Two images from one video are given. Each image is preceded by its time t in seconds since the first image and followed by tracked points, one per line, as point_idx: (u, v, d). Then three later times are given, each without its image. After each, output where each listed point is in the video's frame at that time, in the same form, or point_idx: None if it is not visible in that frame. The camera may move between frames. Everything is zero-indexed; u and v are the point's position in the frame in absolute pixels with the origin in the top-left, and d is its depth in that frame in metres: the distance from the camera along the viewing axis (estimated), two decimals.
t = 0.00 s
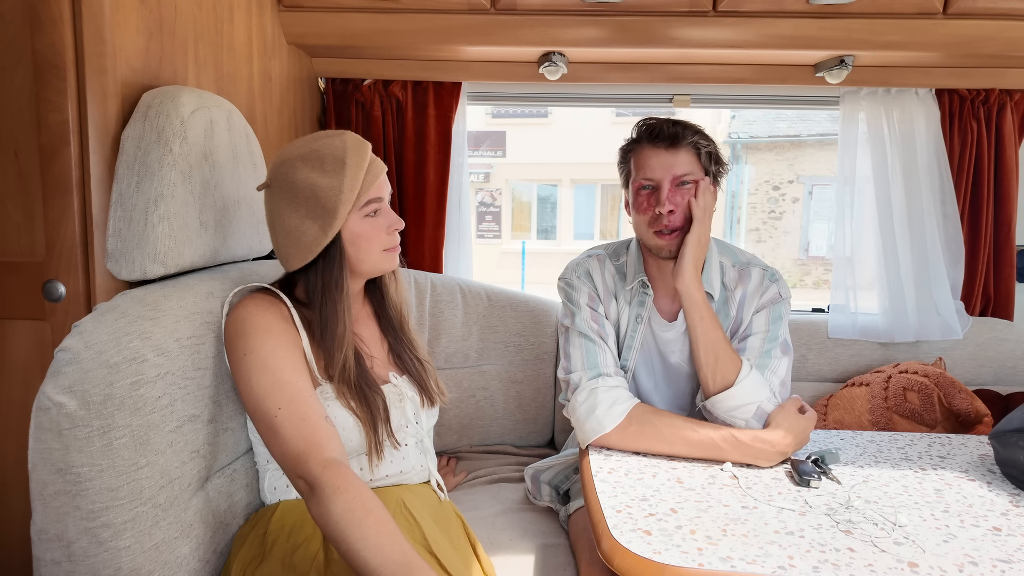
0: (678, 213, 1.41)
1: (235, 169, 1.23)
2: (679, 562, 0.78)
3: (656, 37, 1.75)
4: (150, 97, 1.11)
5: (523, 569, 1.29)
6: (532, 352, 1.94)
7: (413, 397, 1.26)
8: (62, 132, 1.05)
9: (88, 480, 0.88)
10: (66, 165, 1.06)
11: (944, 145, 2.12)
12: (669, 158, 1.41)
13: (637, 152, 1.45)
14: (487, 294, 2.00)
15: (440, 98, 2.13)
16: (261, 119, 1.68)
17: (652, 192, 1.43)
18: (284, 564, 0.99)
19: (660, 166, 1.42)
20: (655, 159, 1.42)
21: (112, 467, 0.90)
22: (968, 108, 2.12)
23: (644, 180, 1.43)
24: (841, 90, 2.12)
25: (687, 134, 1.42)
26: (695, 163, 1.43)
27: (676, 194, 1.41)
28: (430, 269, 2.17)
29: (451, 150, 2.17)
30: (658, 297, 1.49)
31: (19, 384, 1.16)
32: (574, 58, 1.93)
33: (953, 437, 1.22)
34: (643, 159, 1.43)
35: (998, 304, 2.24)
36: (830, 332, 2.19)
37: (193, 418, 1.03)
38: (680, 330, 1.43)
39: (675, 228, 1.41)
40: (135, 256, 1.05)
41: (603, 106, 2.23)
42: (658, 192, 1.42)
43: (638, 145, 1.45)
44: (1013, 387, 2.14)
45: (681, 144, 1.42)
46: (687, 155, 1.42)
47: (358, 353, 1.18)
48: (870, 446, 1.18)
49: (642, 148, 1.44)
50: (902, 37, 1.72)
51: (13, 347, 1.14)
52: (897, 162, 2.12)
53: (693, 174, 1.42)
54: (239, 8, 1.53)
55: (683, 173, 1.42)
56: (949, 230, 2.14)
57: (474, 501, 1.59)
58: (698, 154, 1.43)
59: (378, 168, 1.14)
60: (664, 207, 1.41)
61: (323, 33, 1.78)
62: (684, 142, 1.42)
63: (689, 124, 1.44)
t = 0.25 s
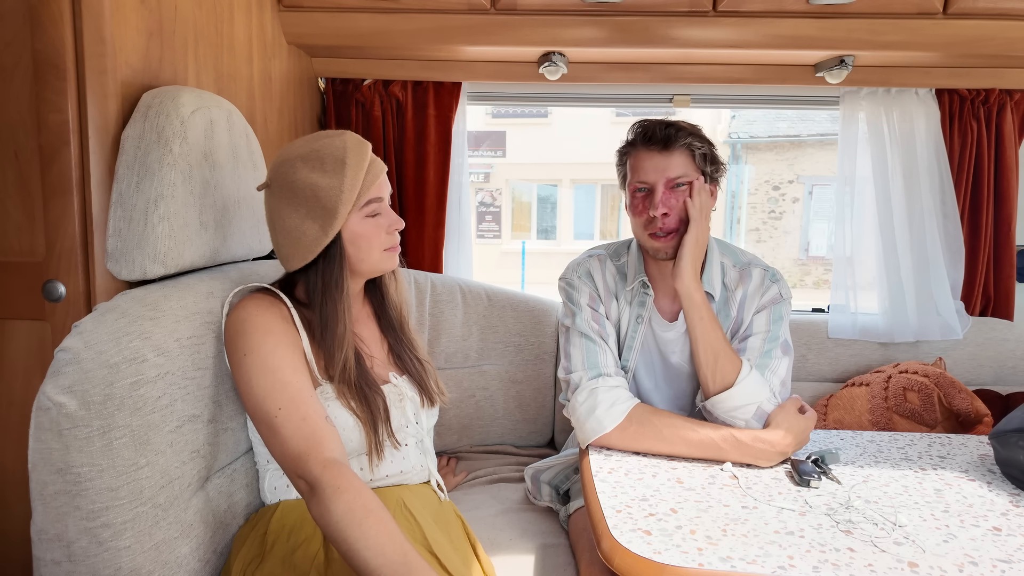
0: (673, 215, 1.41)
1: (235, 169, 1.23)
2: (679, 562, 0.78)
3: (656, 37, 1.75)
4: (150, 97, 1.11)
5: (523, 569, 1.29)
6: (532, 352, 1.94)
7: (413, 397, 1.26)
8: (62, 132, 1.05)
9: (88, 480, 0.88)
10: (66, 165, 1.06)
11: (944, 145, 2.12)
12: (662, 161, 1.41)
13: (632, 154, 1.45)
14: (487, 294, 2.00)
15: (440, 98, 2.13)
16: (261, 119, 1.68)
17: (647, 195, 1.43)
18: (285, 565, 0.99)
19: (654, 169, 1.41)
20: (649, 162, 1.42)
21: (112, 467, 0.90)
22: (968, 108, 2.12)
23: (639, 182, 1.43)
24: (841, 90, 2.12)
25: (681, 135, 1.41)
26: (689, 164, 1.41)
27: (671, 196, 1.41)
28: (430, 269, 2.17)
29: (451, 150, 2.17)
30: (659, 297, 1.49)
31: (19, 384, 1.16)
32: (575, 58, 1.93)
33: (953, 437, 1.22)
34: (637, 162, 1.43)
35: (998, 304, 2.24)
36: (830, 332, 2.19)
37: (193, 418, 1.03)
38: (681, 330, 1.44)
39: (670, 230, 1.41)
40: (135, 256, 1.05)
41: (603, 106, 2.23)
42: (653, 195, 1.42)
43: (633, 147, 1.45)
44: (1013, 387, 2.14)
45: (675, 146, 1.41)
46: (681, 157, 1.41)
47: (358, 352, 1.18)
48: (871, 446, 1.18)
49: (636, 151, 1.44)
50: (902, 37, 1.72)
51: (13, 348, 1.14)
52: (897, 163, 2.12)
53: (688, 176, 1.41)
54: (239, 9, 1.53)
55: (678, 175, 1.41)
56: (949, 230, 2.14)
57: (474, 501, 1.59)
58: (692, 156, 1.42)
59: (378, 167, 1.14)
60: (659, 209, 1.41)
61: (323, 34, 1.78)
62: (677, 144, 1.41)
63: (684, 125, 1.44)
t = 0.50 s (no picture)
0: (670, 215, 1.41)
1: (235, 169, 1.23)
2: (679, 562, 0.78)
3: (656, 37, 1.75)
4: (150, 97, 1.11)
5: (523, 569, 1.29)
6: (532, 353, 1.94)
7: (413, 397, 1.26)
8: (62, 132, 1.05)
9: (88, 480, 0.88)
10: (66, 165, 1.06)
11: (944, 145, 2.12)
12: (659, 161, 1.41)
13: (630, 154, 1.45)
14: (487, 294, 2.00)
15: (440, 98, 2.13)
16: (261, 119, 1.68)
17: (645, 195, 1.43)
18: (285, 565, 0.99)
19: (651, 169, 1.42)
20: (646, 162, 1.42)
21: (112, 467, 0.90)
22: (968, 108, 2.12)
23: (637, 183, 1.44)
24: (841, 90, 2.12)
25: (678, 135, 1.41)
26: (687, 163, 1.41)
27: (668, 196, 1.41)
28: (430, 269, 2.17)
29: (452, 150, 2.17)
30: (659, 297, 1.49)
31: (19, 384, 1.16)
32: (575, 58, 1.93)
33: (953, 437, 1.22)
34: (635, 162, 1.43)
35: (998, 304, 2.24)
36: (830, 332, 2.19)
37: (193, 418, 1.03)
38: (680, 330, 1.44)
39: (668, 230, 1.41)
40: (135, 256, 1.05)
41: (603, 106, 2.23)
42: (650, 195, 1.42)
43: (631, 148, 1.46)
44: (1014, 387, 2.14)
45: (672, 146, 1.41)
46: (678, 156, 1.41)
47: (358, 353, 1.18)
48: (870, 446, 1.18)
49: (634, 151, 1.45)
50: (902, 37, 1.72)
51: (13, 347, 1.14)
52: (897, 163, 2.12)
53: (686, 176, 1.41)
54: (239, 9, 1.53)
55: (675, 175, 1.41)
56: (949, 230, 2.14)
57: (474, 501, 1.59)
58: (690, 155, 1.42)
59: (378, 167, 1.14)
60: (656, 209, 1.41)
61: (323, 34, 1.78)
62: (674, 144, 1.41)
63: (681, 125, 1.43)
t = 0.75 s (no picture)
0: (669, 216, 1.41)
1: (235, 169, 1.23)
2: (679, 562, 0.78)
3: (656, 37, 1.75)
4: (150, 96, 1.11)
5: (523, 569, 1.29)
6: (532, 352, 1.94)
7: (413, 397, 1.26)
8: (63, 132, 1.05)
9: (88, 480, 0.88)
10: (65, 165, 1.06)
11: (944, 145, 2.12)
12: (658, 162, 1.41)
13: (629, 156, 1.45)
14: (487, 294, 2.00)
15: (440, 98, 2.13)
16: (261, 119, 1.68)
17: (644, 197, 1.43)
18: (285, 564, 0.99)
19: (649, 170, 1.42)
20: (645, 163, 1.42)
21: (112, 467, 0.90)
22: (968, 108, 2.12)
23: (635, 184, 1.44)
24: (841, 89, 2.12)
25: (676, 136, 1.41)
26: (685, 164, 1.41)
27: (667, 197, 1.41)
28: (430, 269, 2.17)
29: (452, 150, 2.17)
30: (658, 297, 1.49)
31: (19, 384, 1.16)
32: (575, 58, 1.93)
33: (953, 437, 1.22)
34: (634, 163, 1.43)
35: (998, 304, 2.24)
36: (830, 332, 2.19)
37: (193, 418, 1.03)
38: (680, 330, 1.44)
39: (667, 231, 1.41)
40: (135, 256, 1.05)
41: (603, 106, 2.23)
42: (649, 196, 1.42)
43: (630, 149, 1.45)
44: (1013, 387, 2.14)
45: (670, 147, 1.41)
46: (677, 157, 1.41)
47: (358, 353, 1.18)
48: (870, 446, 1.18)
49: (632, 152, 1.44)
50: (902, 37, 1.72)
51: (13, 347, 1.14)
52: (897, 163, 2.12)
53: (684, 177, 1.41)
54: (239, 9, 1.53)
55: (673, 176, 1.41)
56: (949, 230, 2.14)
57: (474, 501, 1.59)
58: (689, 156, 1.42)
59: (378, 167, 1.14)
60: (654, 211, 1.41)
61: (324, 34, 1.78)
62: (673, 145, 1.41)
63: (679, 126, 1.43)
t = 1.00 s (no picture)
0: (668, 217, 1.41)
1: (235, 169, 1.23)
2: (679, 562, 0.78)
3: (656, 37, 1.75)
4: (150, 96, 1.11)
5: (523, 568, 1.29)
6: (532, 352, 1.94)
7: (413, 397, 1.25)
8: (63, 132, 1.05)
9: (88, 480, 0.88)
10: (65, 165, 1.06)
11: (944, 145, 2.12)
12: (657, 163, 1.41)
13: (628, 157, 1.45)
14: (487, 294, 2.00)
15: (440, 97, 2.13)
16: (261, 120, 1.68)
17: (643, 198, 1.43)
18: (285, 564, 0.99)
19: (649, 171, 1.42)
20: (645, 164, 1.42)
21: (112, 467, 0.90)
22: (968, 108, 2.12)
23: (635, 185, 1.44)
24: (841, 90, 2.12)
25: (676, 137, 1.41)
26: (685, 165, 1.41)
27: (666, 199, 1.41)
28: (430, 269, 2.17)
29: (452, 150, 2.17)
30: (658, 297, 1.49)
31: (19, 384, 1.16)
32: (575, 58, 1.93)
33: (953, 437, 1.22)
34: (633, 164, 1.43)
35: (997, 304, 2.24)
36: (830, 332, 2.19)
37: (193, 418, 1.03)
38: (680, 330, 1.44)
39: (667, 232, 1.41)
40: (135, 256, 1.05)
41: (603, 106, 2.23)
42: (648, 197, 1.42)
43: (629, 150, 1.45)
44: (1013, 387, 2.14)
45: (670, 148, 1.41)
46: (676, 159, 1.41)
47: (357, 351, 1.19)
48: (870, 446, 1.18)
49: (632, 153, 1.44)
50: (902, 37, 1.72)
51: (12, 347, 1.14)
52: (897, 163, 2.12)
53: (684, 178, 1.41)
54: (239, 9, 1.53)
55: (672, 178, 1.41)
56: (949, 230, 2.14)
57: (474, 501, 1.59)
58: (688, 158, 1.42)
59: (377, 166, 1.14)
60: (654, 212, 1.41)
61: (324, 33, 1.78)
62: (673, 146, 1.41)
63: (679, 127, 1.43)
